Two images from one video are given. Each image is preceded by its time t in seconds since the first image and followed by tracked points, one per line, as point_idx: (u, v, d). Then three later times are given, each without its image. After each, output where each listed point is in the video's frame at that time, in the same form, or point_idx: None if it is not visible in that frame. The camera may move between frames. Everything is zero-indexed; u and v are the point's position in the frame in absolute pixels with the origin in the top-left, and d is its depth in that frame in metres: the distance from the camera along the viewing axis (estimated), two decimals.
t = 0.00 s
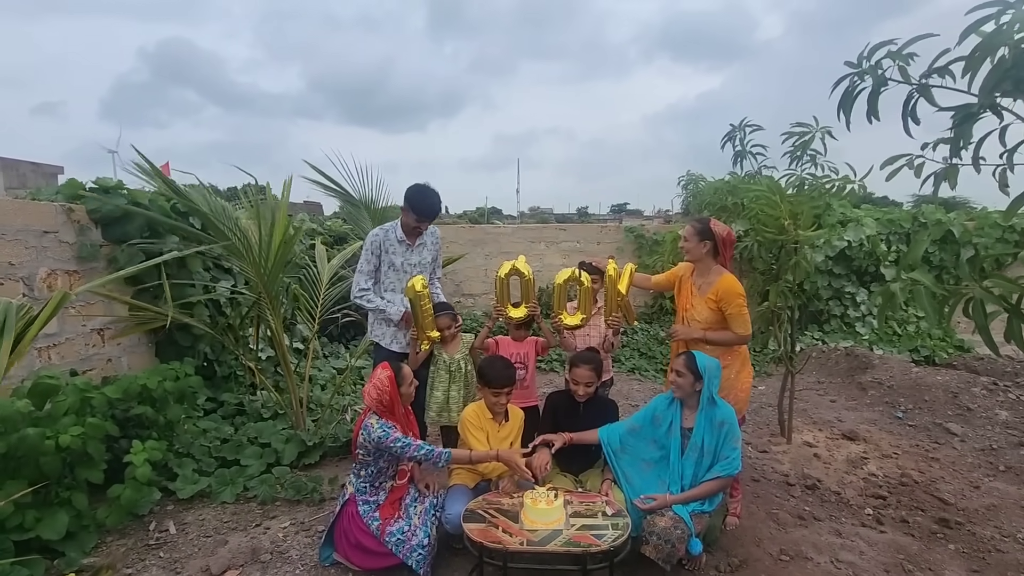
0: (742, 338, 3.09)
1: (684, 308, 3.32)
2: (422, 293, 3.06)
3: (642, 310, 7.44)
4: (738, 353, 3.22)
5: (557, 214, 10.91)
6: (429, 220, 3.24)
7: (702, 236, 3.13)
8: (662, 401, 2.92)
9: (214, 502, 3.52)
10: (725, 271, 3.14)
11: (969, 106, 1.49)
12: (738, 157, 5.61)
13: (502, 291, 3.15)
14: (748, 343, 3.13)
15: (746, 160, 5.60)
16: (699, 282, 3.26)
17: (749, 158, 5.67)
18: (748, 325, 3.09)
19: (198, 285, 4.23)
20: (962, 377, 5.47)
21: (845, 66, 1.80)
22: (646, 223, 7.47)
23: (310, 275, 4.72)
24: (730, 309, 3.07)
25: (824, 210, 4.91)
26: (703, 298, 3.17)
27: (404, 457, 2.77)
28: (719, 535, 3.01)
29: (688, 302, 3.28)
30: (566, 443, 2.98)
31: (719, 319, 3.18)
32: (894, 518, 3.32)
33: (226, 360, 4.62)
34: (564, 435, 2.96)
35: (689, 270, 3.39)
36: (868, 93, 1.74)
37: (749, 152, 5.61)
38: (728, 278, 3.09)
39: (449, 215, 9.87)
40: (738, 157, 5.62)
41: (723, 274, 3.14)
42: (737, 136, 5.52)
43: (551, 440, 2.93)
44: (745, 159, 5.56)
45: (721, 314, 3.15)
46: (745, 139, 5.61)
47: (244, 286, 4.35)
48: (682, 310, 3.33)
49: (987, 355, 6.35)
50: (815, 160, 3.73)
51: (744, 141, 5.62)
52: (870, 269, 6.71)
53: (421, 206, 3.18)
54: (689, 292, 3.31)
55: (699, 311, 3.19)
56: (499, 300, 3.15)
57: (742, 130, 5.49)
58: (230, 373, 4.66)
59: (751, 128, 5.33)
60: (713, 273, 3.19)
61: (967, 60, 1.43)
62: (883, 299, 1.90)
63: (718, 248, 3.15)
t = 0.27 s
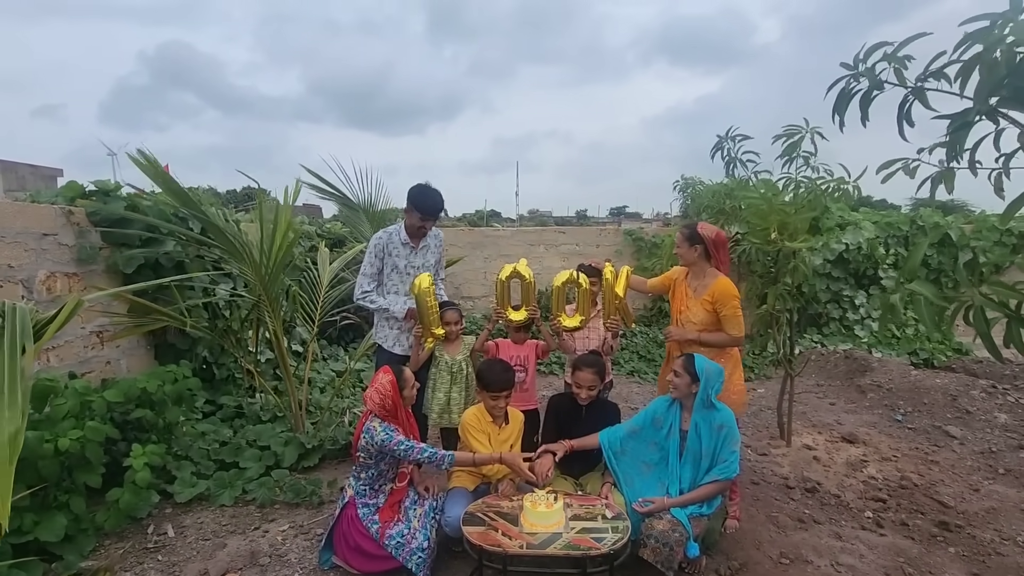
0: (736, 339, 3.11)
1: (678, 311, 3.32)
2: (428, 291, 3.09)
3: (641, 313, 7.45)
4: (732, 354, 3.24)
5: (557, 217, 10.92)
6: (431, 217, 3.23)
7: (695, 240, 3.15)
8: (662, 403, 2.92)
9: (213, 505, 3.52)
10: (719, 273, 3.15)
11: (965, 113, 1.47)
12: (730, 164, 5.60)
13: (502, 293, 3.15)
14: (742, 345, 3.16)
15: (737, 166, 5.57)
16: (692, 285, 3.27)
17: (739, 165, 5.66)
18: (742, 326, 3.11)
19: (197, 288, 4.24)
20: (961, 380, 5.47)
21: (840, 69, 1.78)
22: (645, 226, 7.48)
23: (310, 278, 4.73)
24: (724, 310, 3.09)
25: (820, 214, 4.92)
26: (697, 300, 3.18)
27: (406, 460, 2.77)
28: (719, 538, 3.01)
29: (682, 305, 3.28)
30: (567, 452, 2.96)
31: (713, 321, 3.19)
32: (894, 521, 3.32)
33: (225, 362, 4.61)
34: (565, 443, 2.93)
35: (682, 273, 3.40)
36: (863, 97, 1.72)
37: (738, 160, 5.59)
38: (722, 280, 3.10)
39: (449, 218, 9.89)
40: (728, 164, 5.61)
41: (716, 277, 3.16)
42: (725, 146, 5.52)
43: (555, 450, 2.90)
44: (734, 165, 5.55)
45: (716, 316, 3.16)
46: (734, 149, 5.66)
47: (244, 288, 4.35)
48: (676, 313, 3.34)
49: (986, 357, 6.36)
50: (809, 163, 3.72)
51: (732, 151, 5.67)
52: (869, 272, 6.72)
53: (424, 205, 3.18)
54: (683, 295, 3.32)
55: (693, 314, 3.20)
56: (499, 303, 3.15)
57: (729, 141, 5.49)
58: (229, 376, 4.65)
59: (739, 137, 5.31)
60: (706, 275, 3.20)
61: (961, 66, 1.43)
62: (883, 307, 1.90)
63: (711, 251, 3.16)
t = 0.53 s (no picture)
0: (707, 334, 3.18)
1: (649, 310, 3.37)
2: (431, 287, 3.16)
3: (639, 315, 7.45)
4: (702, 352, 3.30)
5: (554, 219, 10.92)
6: (425, 198, 3.29)
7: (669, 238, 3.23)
8: (661, 405, 2.92)
9: (210, 508, 3.50)
10: (691, 271, 3.24)
11: (954, 122, 1.49)
12: (724, 169, 5.61)
13: (501, 293, 3.15)
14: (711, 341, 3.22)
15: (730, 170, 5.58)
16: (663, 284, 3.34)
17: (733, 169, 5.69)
18: (712, 322, 3.18)
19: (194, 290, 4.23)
20: (958, 382, 5.48)
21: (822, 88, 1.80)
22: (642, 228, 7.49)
23: (308, 280, 4.71)
24: (696, 306, 3.16)
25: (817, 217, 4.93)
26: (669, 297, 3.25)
27: (406, 462, 2.77)
28: (717, 539, 3.00)
29: (653, 304, 3.33)
30: (566, 457, 2.95)
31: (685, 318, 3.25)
32: (892, 522, 3.32)
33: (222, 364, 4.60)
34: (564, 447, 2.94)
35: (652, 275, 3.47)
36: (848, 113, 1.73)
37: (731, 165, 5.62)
38: (694, 276, 3.19)
39: (447, 220, 9.88)
40: (723, 169, 5.62)
41: (688, 274, 3.24)
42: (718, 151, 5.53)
43: (555, 456, 2.90)
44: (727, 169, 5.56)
45: (687, 313, 3.22)
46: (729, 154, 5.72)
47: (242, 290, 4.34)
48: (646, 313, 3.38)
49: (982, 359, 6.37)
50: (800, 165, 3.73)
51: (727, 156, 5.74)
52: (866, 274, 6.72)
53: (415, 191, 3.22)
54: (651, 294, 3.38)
55: (665, 310, 3.26)
56: (497, 302, 3.15)
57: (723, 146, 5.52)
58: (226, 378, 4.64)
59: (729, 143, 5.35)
60: (678, 274, 3.28)
61: (948, 77, 1.43)
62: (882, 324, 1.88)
63: (682, 249, 3.26)
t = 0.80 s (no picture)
0: (688, 327, 3.25)
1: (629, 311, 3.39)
2: (427, 287, 3.15)
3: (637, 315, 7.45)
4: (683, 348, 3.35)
5: (552, 219, 10.92)
6: (422, 199, 3.27)
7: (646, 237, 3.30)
8: (659, 406, 2.93)
9: (207, 509, 3.50)
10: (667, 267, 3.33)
11: (955, 119, 1.49)
12: (724, 167, 5.62)
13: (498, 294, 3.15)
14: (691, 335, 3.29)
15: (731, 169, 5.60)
16: (639, 284, 3.39)
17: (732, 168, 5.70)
18: (691, 315, 3.26)
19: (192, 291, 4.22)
20: (955, 382, 5.50)
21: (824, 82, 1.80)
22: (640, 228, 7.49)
23: (305, 281, 4.71)
24: (676, 299, 3.24)
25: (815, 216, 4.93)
26: (648, 294, 3.30)
27: (406, 463, 2.77)
28: (715, 540, 3.01)
29: (631, 304, 3.36)
30: (565, 459, 2.96)
31: (665, 314, 3.31)
32: (889, 522, 3.33)
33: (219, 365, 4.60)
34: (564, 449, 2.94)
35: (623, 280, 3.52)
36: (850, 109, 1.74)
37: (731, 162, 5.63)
38: (671, 271, 3.28)
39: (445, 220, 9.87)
40: (723, 167, 5.64)
41: (663, 271, 3.32)
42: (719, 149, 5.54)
43: (554, 457, 2.90)
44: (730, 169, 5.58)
45: (667, 308, 3.28)
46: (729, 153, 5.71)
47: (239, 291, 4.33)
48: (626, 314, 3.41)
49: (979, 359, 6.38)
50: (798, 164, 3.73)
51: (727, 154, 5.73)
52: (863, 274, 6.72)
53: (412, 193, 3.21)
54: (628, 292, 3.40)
55: (646, 308, 3.30)
56: (494, 303, 3.17)
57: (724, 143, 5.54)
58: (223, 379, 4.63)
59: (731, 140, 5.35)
60: (654, 272, 3.35)
61: (949, 72, 1.43)
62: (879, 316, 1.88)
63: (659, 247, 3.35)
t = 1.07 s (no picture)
0: (678, 324, 3.29)
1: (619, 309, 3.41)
2: (424, 287, 3.13)
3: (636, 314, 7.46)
4: (671, 343, 3.40)
5: (551, 219, 10.92)
6: (422, 203, 3.29)
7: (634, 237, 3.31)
8: (658, 405, 2.93)
9: (206, 509, 3.50)
10: (654, 265, 3.36)
11: (957, 112, 1.50)
12: (721, 167, 5.63)
13: (494, 293, 3.16)
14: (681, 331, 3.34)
15: (728, 168, 5.60)
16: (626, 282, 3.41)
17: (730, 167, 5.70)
18: (679, 312, 3.31)
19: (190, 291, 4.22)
20: (953, 380, 5.51)
21: (833, 72, 1.79)
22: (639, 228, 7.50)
23: (303, 280, 4.71)
24: (665, 296, 3.28)
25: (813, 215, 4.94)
26: (638, 292, 3.33)
27: (407, 463, 2.77)
28: (713, 538, 3.01)
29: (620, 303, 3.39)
30: (565, 457, 2.97)
31: (654, 311, 3.35)
32: (887, 520, 3.34)
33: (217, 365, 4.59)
34: (563, 448, 2.95)
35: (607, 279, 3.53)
36: (856, 100, 1.74)
37: (730, 163, 5.64)
38: (659, 269, 3.31)
39: (444, 220, 9.87)
40: (721, 166, 5.64)
41: (651, 269, 3.36)
42: (715, 150, 5.54)
43: (554, 456, 2.91)
44: (727, 168, 5.58)
45: (656, 306, 3.32)
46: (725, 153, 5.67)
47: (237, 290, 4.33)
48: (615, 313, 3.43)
49: (977, 357, 6.39)
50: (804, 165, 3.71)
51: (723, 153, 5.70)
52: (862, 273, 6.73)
53: (411, 192, 3.22)
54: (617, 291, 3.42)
55: (637, 306, 3.33)
56: (490, 300, 3.16)
57: (720, 146, 5.55)
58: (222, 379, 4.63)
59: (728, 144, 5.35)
60: (641, 270, 3.38)
61: (953, 66, 1.43)
62: (877, 304, 1.90)
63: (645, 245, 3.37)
